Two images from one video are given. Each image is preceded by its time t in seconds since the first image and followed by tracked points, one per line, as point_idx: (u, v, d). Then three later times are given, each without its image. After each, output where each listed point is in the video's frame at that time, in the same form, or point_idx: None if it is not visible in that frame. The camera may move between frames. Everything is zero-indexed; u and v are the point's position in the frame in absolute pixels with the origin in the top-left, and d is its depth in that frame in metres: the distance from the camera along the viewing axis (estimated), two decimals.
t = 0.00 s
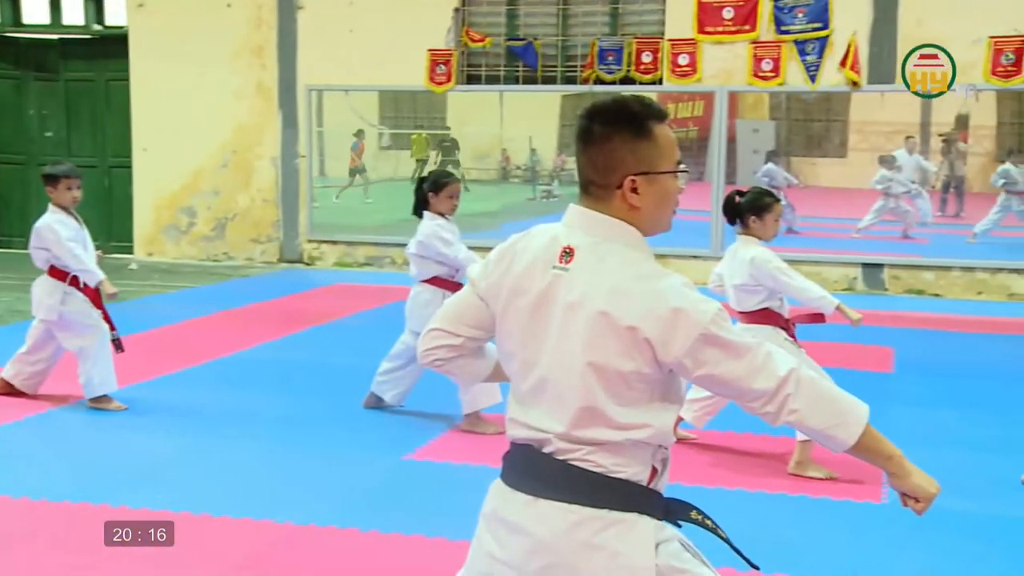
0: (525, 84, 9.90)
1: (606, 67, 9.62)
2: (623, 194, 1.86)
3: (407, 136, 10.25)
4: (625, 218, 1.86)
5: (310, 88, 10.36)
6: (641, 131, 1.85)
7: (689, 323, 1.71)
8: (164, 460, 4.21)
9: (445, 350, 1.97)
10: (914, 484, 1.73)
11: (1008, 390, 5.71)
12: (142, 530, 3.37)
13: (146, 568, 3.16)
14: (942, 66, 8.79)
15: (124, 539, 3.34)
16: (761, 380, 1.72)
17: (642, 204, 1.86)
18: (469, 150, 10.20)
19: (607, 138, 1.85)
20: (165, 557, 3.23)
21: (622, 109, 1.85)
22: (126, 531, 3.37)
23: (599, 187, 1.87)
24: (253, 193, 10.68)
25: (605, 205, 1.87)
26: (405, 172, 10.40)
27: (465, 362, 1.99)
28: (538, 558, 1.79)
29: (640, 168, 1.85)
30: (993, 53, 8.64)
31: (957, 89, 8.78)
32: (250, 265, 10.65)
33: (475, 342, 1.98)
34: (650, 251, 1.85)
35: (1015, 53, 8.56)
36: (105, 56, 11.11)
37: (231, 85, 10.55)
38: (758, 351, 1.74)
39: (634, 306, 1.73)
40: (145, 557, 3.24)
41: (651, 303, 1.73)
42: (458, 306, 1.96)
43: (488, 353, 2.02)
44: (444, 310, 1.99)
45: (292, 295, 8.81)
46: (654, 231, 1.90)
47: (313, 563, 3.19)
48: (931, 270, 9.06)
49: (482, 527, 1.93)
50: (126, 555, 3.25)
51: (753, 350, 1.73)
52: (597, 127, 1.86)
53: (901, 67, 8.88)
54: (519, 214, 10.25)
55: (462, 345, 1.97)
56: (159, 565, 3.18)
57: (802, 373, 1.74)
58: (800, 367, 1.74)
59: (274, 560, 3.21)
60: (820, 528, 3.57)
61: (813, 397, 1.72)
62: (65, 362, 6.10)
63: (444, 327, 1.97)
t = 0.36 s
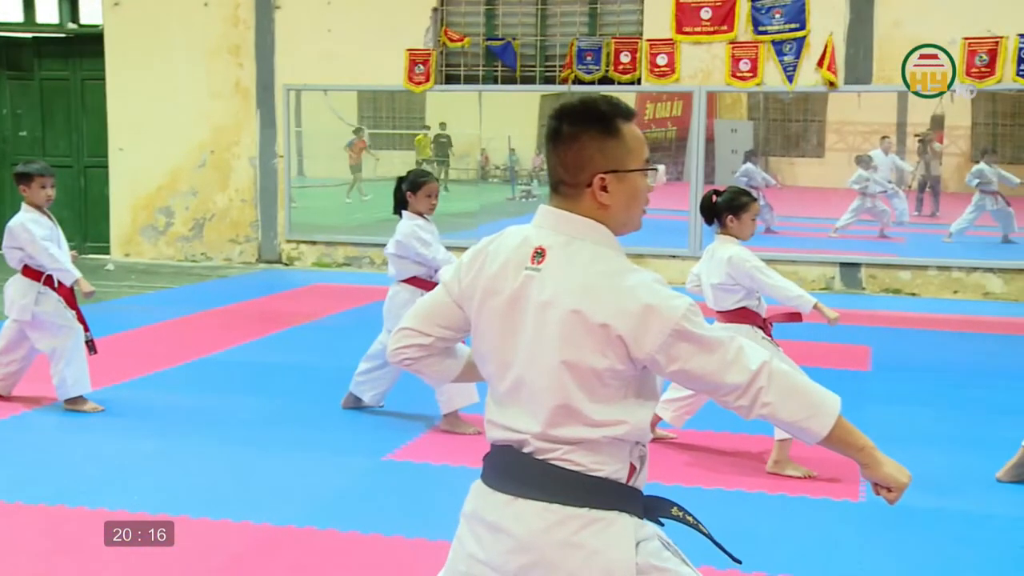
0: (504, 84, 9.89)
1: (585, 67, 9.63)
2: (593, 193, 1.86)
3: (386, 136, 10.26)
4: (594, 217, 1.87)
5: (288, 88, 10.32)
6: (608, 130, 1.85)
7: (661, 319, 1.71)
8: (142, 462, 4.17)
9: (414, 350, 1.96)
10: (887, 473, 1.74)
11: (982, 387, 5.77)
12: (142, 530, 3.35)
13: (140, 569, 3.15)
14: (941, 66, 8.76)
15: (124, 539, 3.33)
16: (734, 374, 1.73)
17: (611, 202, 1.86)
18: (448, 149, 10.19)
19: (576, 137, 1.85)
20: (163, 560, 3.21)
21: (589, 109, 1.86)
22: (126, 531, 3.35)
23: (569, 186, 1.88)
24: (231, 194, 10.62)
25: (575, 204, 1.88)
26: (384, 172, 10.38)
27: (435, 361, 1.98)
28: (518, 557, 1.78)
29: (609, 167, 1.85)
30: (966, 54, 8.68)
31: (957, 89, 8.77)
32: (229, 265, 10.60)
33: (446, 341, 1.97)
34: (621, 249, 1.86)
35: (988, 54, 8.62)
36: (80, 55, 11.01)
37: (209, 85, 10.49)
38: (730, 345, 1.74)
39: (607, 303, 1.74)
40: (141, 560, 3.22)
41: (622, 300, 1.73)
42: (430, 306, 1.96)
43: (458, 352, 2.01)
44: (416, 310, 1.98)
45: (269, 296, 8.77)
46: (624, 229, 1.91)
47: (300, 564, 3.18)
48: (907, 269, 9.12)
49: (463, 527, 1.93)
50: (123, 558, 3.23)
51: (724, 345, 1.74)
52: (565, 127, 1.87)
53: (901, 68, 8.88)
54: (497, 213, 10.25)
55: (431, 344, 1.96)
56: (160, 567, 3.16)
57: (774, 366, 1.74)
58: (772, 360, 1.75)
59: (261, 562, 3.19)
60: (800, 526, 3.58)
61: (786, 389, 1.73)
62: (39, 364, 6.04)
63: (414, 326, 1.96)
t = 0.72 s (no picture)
0: (493, 84, 9.89)
1: (574, 67, 9.65)
2: (576, 192, 1.86)
3: (375, 136, 10.24)
4: (578, 217, 1.86)
5: (276, 88, 10.29)
6: (591, 129, 1.85)
7: (645, 316, 1.72)
8: (131, 464, 4.15)
9: (407, 361, 1.96)
10: (873, 467, 1.73)
11: (969, 386, 5.80)
12: (141, 531, 3.28)
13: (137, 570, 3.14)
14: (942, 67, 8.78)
15: (124, 539, 3.30)
16: (720, 371, 1.73)
17: (595, 202, 1.86)
18: (437, 149, 10.18)
19: (560, 137, 1.85)
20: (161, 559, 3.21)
21: (571, 110, 1.86)
22: (126, 531, 3.31)
23: (552, 186, 1.88)
24: (220, 194, 10.59)
25: (559, 204, 1.87)
26: (373, 172, 10.37)
27: (427, 371, 1.99)
28: (508, 559, 1.77)
29: (592, 167, 1.85)
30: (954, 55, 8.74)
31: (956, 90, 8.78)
32: (217, 266, 10.57)
33: (436, 349, 1.97)
34: (605, 250, 1.86)
35: (975, 54, 8.66)
36: (67, 54, 10.96)
37: (197, 85, 10.45)
38: (714, 342, 1.75)
39: (591, 303, 1.74)
40: (141, 560, 3.22)
41: (606, 297, 1.73)
42: (418, 314, 1.95)
43: (449, 360, 2.01)
44: (404, 318, 1.98)
45: (257, 296, 8.75)
46: (608, 229, 1.90)
47: (294, 564, 3.17)
48: (896, 268, 9.16)
49: (452, 531, 1.92)
50: (123, 558, 3.23)
51: (709, 342, 1.74)
52: (549, 128, 1.87)
53: (901, 67, 8.88)
54: (487, 214, 10.26)
55: (423, 353, 1.96)
56: (158, 567, 3.16)
57: (760, 363, 1.75)
58: (756, 357, 1.75)
59: (254, 563, 3.18)
60: (790, 525, 3.59)
61: (770, 385, 1.74)
62: (25, 365, 6.00)
63: (405, 337, 1.96)
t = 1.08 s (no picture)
0: (482, 84, 9.89)
1: (563, 67, 9.66)
2: (563, 192, 1.86)
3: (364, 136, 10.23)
4: (565, 217, 1.87)
5: (265, 88, 10.27)
6: (577, 130, 1.85)
7: (632, 315, 1.72)
8: (121, 465, 4.13)
9: (398, 363, 1.96)
10: (859, 464, 1.74)
11: (956, 385, 5.82)
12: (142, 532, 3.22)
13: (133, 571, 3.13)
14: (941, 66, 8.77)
15: (124, 539, 3.25)
16: (706, 369, 1.73)
17: (582, 201, 1.86)
18: (427, 150, 10.17)
19: (546, 138, 1.85)
20: (155, 555, 3.24)
21: (557, 110, 1.86)
22: (126, 530, 3.24)
23: (539, 186, 1.88)
24: (208, 194, 10.56)
25: (546, 204, 1.87)
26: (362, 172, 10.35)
27: (419, 373, 1.98)
28: (497, 560, 1.77)
29: (579, 167, 1.86)
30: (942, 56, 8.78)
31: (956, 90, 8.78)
32: (206, 266, 10.54)
33: (428, 350, 1.97)
34: (592, 249, 1.86)
35: (963, 55, 8.69)
36: (54, 54, 10.91)
37: (186, 85, 10.42)
38: (700, 341, 1.75)
39: (577, 303, 1.74)
40: (137, 561, 3.20)
41: (593, 295, 1.74)
42: (408, 316, 1.95)
43: (440, 362, 2.01)
44: (395, 321, 1.98)
45: (246, 296, 8.73)
46: (595, 229, 1.91)
47: (286, 566, 3.16)
48: (884, 268, 9.19)
49: (442, 533, 1.92)
50: (117, 559, 3.21)
51: (695, 341, 1.74)
52: (535, 128, 1.87)
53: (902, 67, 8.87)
54: (476, 214, 10.26)
55: (414, 355, 1.96)
56: (156, 568, 3.15)
57: (745, 361, 1.75)
58: (742, 355, 1.75)
59: (247, 564, 3.18)
60: (781, 525, 3.60)
61: (757, 383, 1.74)
62: (13, 365, 5.97)
63: (396, 339, 1.95)
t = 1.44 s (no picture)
0: (467, 84, 9.89)
1: (549, 67, 9.67)
2: (547, 193, 1.86)
3: (350, 136, 10.20)
4: (550, 217, 1.87)
5: (250, 88, 10.23)
6: (559, 130, 1.85)
7: (617, 313, 1.72)
8: (106, 468, 4.10)
9: (387, 366, 1.95)
10: (845, 460, 1.75)
11: (941, 385, 5.85)
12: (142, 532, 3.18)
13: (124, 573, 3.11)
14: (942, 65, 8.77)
15: (125, 539, 3.22)
16: (691, 367, 1.74)
17: (566, 201, 1.86)
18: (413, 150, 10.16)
19: (529, 138, 1.85)
20: (146, 557, 3.23)
21: (539, 110, 1.86)
22: (126, 530, 3.22)
23: (523, 187, 1.88)
24: (193, 194, 10.52)
25: (530, 205, 1.87)
26: (348, 172, 10.32)
27: (407, 376, 1.98)
28: (483, 559, 1.77)
29: (562, 167, 1.85)
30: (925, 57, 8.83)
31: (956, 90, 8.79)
32: (191, 267, 10.50)
33: (415, 353, 1.96)
34: (576, 249, 1.86)
35: (946, 56, 8.74)
36: (36, 53, 10.84)
37: (170, 84, 10.37)
38: (685, 339, 1.75)
39: (561, 303, 1.74)
40: (128, 564, 3.19)
41: (579, 295, 1.74)
42: (394, 318, 1.95)
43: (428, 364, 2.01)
44: (381, 324, 1.97)
45: (231, 296, 8.69)
46: (579, 229, 1.91)
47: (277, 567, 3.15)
48: (869, 268, 9.24)
49: (428, 535, 1.91)
50: (106, 561, 3.19)
51: (679, 339, 1.75)
52: (518, 129, 1.87)
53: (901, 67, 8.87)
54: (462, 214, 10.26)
55: (402, 357, 1.95)
56: (146, 571, 3.13)
57: (730, 359, 1.75)
58: (727, 353, 1.76)
59: (236, 566, 3.16)
60: (770, 524, 3.61)
61: (742, 380, 1.74)
62: None
63: (383, 341, 1.95)
